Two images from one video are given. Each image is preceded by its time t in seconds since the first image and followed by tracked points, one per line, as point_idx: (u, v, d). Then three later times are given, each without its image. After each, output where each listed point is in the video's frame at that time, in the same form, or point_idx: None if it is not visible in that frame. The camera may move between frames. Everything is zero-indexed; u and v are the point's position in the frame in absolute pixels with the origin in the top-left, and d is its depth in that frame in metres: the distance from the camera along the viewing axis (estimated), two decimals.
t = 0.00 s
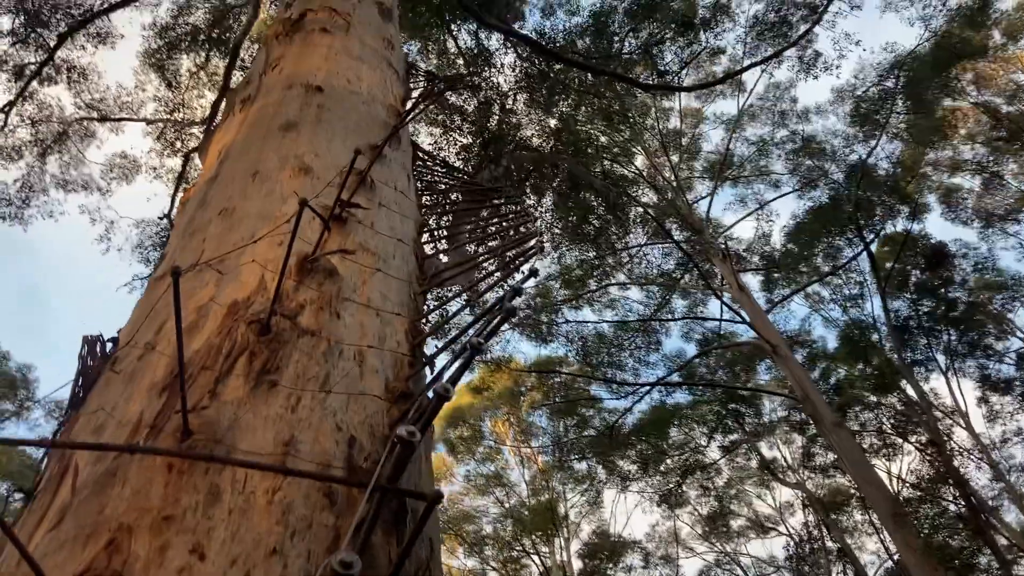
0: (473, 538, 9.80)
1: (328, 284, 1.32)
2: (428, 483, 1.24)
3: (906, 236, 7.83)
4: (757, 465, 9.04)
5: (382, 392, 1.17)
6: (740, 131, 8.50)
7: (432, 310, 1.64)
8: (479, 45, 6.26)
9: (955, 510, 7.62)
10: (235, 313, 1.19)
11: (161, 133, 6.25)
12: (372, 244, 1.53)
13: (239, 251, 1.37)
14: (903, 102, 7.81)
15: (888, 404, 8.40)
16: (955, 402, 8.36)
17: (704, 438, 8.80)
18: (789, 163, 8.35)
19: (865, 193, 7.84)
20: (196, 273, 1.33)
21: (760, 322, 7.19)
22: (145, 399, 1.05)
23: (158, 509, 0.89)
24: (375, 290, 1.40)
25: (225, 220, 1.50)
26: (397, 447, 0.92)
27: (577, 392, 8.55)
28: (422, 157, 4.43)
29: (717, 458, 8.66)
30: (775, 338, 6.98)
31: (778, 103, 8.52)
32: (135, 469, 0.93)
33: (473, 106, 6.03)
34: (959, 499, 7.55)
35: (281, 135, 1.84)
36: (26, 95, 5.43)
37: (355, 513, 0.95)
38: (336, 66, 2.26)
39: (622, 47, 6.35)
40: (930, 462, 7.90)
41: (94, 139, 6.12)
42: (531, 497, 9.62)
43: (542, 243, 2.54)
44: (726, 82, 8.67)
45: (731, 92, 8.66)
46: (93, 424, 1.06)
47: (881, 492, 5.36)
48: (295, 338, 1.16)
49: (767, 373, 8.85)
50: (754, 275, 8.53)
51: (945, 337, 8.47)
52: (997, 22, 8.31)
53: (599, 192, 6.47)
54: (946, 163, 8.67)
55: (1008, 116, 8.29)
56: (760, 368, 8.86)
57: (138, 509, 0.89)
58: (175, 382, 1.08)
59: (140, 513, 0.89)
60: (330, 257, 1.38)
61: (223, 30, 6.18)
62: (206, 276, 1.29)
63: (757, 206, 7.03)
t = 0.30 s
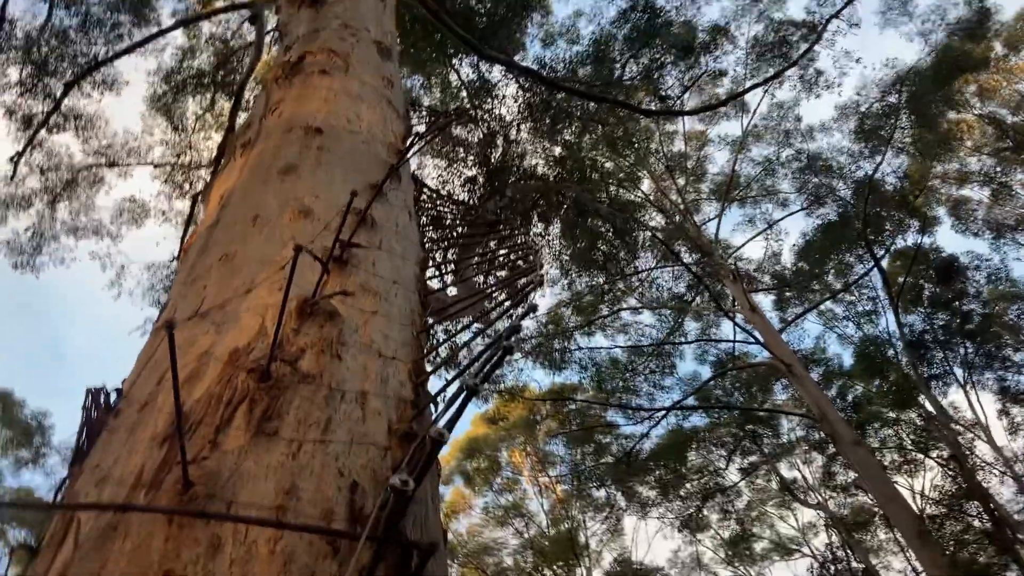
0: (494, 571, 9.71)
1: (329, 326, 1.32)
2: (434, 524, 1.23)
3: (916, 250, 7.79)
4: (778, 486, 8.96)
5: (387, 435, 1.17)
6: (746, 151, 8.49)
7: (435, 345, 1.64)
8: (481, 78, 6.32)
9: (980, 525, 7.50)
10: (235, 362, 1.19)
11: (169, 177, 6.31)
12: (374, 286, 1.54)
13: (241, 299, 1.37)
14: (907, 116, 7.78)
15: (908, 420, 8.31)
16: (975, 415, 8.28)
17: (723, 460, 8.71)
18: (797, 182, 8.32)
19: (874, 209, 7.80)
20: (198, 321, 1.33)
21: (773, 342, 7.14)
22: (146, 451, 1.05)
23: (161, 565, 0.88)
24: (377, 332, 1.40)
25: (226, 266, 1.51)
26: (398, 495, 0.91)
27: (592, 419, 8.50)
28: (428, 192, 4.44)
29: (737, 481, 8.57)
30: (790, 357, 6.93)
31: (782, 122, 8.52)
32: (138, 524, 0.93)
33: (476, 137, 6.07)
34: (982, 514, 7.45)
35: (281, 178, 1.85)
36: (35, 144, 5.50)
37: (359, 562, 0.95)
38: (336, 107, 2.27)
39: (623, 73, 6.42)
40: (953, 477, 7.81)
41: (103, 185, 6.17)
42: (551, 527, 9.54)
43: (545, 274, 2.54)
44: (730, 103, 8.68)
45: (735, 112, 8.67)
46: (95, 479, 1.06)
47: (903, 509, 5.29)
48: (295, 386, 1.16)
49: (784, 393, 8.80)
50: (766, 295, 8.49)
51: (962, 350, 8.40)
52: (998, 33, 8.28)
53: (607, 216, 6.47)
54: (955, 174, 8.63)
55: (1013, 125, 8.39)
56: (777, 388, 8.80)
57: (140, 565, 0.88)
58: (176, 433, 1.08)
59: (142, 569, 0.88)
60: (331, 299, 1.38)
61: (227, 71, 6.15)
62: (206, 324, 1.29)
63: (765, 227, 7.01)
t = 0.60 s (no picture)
0: None
1: (335, 366, 1.33)
2: (444, 563, 1.23)
3: (926, 268, 7.76)
4: (797, 509, 8.88)
5: (394, 475, 1.17)
6: (751, 174, 8.51)
7: (442, 383, 1.65)
8: (484, 111, 6.33)
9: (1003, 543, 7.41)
10: (240, 404, 1.20)
11: (179, 220, 6.36)
12: (378, 324, 1.54)
13: (247, 342, 1.38)
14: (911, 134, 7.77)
15: (926, 438, 8.25)
16: (994, 432, 8.20)
17: (740, 485, 8.65)
18: (803, 203, 8.32)
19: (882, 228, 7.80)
20: (204, 366, 1.34)
21: (789, 365, 7.10)
22: (154, 499, 1.06)
23: None
24: (383, 370, 1.41)
25: (231, 310, 1.52)
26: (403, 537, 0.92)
27: (608, 448, 8.45)
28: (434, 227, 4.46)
29: (755, 505, 8.50)
30: (805, 380, 6.89)
31: (786, 144, 8.53)
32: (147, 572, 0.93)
33: (481, 170, 6.09)
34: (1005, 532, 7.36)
35: (285, 220, 1.86)
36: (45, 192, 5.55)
37: None
38: (338, 146, 2.30)
39: (626, 100, 6.45)
40: (973, 495, 7.73)
41: (114, 230, 6.23)
42: (570, 558, 9.46)
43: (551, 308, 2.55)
44: (733, 127, 8.71)
45: (739, 136, 8.70)
46: (104, 528, 1.06)
47: (926, 530, 5.22)
48: (301, 428, 1.17)
49: (799, 415, 8.75)
50: (777, 317, 8.47)
51: (977, 366, 8.34)
52: (999, 48, 8.28)
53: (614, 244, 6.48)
54: (961, 190, 8.62)
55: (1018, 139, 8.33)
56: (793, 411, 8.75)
57: None
58: (185, 479, 1.08)
59: None
60: (336, 340, 1.39)
61: (233, 113, 6.18)
62: (212, 369, 1.30)
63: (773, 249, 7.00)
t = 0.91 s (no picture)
0: None
1: (343, 405, 1.32)
2: None
3: (934, 287, 7.74)
4: (814, 534, 8.79)
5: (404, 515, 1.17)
6: (755, 198, 8.51)
7: (452, 420, 1.64)
8: (488, 143, 6.37)
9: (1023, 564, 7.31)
10: (248, 446, 1.19)
11: (186, 260, 6.39)
12: (385, 361, 1.54)
13: (254, 383, 1.37)
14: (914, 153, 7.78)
15: (942, 458, 8.18)
16: (1010, 451, 8.12)
17: (756, 511, 8.56)
18: (809, 225, 8.31)
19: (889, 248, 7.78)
20: (211, 408, 1.33)
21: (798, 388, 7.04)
22: (163, 543, 1.05)
23: None
24: (391, 408, 1.40)
25: (238, 350, 1.52)
26: None
27: (621, 478, 8.38)
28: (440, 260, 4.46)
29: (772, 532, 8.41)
30: (816, 402, 6.83)
31: (789, 167, 8.54)
32: None
33: (485, 202, 6.11)
34: None
35: (291, 259, 1.87)
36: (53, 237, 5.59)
37: None
38: (342, 183, 2.30)
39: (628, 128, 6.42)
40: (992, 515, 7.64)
41: (122, 273, 6.25)
42: None
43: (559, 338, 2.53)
44: (736, 152, 8.73)
45: (741, 161, 8.72)
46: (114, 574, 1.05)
47: (944, 551, 5.13)
48: (309, 469, 1.16)
49: (813, 438, 8.69)
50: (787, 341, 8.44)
51: (989, 385, 8.28)
52: (997, 66, 8.32)
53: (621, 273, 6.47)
54: (966, 208, 8.61)
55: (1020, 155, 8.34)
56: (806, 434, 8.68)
57: None
58: (194, 523, 1.08)
59: None
60: (343, 378, 1.38)
61: (238, 152, 6.20)
62: (220, 410, 1.29)
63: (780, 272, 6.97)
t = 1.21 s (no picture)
0: None
1: (351, 446, 1.31)
2: None
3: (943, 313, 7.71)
4: (831, 565, 8.68)
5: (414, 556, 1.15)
6: (759, 227, 8.51)
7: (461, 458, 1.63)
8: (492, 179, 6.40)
9: None
10: (257, 489, 1.19)
11: (193, 302, 6.40)
12: (392, 400, 1.53)
13: (261, 427, 1.36)
14: (917, 179, 7.79)
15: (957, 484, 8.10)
16: None
17: (771, 543, 8.46)
18: (815, 253, 8.29)
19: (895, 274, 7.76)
20: (219, 453, 1.32)
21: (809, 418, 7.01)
22: None
23: None
24: (399, 448, 1.39)
25: (245, 393, 1.51)
26: None
27: (633, 512, 8.30)
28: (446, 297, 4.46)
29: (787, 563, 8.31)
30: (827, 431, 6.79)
31: (793, 196, 8.55)
32: None
33: (490, 238, 6.12)
34: None
35: (296, 300, 1.86)
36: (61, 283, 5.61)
37: None
38: (347, 223, 2.31)
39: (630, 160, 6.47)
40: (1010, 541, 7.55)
41: (129, 316, 6.26)
42: None
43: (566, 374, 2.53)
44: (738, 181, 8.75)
45: (744, 190, 8.73)
46: None
47: None
48: (318, 511, 1.15)
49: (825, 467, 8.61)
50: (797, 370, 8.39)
51: (1002, 409, 8.21)
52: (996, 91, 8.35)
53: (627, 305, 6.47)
54: (972, 232, 8.59)
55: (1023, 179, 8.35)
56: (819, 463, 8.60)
57: None
58: (203, 569, 1.06)
59: None
60: (351, 419, 1.37)
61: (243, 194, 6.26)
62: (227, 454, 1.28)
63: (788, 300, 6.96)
